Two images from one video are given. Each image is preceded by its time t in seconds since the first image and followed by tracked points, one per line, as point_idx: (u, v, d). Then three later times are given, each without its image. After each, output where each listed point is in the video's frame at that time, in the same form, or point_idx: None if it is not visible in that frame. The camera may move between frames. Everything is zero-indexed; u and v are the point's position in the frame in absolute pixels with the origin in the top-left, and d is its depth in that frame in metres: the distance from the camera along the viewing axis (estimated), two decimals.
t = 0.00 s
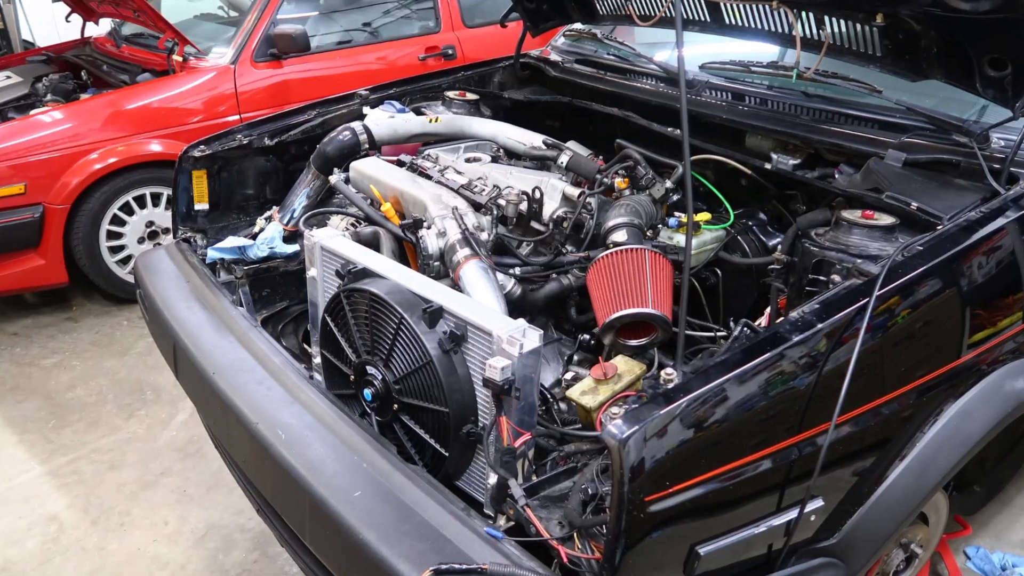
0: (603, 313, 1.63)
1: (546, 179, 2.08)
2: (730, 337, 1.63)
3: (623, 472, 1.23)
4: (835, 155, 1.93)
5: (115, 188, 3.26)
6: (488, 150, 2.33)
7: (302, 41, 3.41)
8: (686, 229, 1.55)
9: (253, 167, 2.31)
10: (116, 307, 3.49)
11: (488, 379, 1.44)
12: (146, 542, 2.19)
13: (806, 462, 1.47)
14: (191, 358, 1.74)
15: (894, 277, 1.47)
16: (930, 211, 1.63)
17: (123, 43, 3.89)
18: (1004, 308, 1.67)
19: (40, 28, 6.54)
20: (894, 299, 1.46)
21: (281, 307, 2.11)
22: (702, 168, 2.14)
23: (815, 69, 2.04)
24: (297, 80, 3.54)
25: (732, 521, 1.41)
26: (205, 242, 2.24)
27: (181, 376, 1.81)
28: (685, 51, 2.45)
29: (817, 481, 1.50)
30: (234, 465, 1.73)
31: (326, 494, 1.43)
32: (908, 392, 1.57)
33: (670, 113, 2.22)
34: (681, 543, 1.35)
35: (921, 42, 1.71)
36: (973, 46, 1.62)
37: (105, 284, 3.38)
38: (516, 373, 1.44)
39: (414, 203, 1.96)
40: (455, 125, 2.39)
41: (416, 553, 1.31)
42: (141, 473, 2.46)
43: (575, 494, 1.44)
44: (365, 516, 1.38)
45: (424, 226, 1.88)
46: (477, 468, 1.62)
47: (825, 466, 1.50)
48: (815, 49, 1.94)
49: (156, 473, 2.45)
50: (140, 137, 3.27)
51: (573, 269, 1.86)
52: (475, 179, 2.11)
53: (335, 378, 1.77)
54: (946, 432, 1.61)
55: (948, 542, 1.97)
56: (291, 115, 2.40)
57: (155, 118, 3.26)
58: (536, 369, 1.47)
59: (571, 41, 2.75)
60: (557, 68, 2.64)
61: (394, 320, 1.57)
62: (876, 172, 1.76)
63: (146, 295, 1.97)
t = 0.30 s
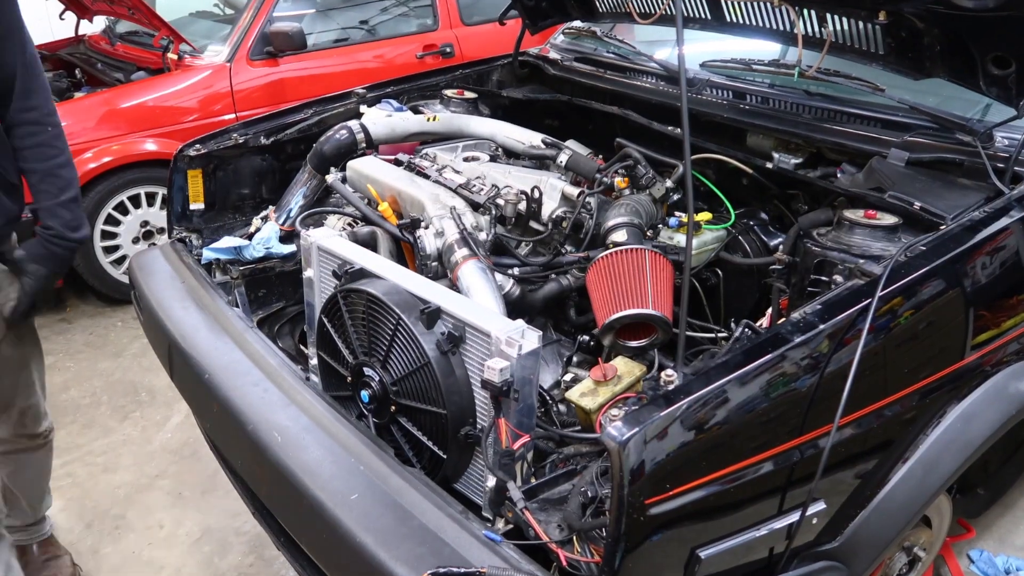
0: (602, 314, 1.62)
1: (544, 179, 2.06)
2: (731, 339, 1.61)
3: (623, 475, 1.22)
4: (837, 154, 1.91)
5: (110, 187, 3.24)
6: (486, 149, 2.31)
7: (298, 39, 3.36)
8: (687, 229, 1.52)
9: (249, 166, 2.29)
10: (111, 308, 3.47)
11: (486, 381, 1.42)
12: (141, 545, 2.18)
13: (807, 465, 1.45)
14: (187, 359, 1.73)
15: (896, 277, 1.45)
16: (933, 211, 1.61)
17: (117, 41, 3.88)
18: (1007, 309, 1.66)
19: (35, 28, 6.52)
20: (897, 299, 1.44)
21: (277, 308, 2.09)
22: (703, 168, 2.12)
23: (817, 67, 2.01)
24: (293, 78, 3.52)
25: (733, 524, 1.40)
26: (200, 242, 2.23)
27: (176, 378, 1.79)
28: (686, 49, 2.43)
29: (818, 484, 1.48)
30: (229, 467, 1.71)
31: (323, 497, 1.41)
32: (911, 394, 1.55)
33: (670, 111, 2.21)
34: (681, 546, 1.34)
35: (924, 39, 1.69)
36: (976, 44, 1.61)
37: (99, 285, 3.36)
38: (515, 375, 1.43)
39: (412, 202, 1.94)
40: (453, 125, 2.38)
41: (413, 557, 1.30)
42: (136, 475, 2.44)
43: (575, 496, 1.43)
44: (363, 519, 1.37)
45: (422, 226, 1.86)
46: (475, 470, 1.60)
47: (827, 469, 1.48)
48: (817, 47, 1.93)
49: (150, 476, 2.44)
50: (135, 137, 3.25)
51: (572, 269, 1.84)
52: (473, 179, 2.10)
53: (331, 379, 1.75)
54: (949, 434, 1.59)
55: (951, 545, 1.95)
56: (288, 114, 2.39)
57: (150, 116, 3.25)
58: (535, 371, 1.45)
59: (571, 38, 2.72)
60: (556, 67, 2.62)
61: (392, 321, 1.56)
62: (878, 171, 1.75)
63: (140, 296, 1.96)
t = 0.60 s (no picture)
0: (601, 315, 1.60)
1: (544, 178, 2.04)
2: (732, 340, 1.59)
3: (623, 477, 1.20)
4: (839, 153, 1.90)
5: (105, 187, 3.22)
6: (485, 148, 2.29)
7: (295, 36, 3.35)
8: (689, 229, 1.50)
9: (244, 165, 2.27)
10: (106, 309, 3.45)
11: (484, 382, 1.41)
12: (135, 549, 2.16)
13: (809, 467, 1.43)
14: (182, 361, 1.71)
15: (899, 278, 1.44)
16: (936, 210, 1.60)
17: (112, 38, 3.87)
18: (1010, 309, 1.64)
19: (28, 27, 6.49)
20: (900, 300, 1.42)
21: (273, 309, 2.07)
22: (703, 167, 2.11)
23: (819, 65, 2.01)
24: (289, 75, 3.49)
25: (734, 527, 1.38)
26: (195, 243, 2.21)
27: (171, 379, 1.78)
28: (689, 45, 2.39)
29: (821, 487, 1.46)
30: (225, 469, 1.70)
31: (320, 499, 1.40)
32: (914, 395, 1.54)
33: (671, 110, 2.20)
34: (682, 550, 1.32)
35: (927, 37, 1.67)
36: (981, 42, 1.59)
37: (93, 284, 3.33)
38: (514, 376, 1.41)
39: (409, 202, 1.92)
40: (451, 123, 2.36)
41: (411, 560, 1.28)
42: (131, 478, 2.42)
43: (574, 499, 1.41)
44: (360, 522, 1.35)
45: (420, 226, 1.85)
46: (473, 473, 1.59)
47: (829, 471, 1.46)
48: (819, 45, 1.91)
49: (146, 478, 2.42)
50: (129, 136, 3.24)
51: (572, 269, 1.82)
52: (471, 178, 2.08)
53: (328, 380, 1.73)
54: (952, 436, 1.58)
55: (954, 548, 1.93)
56: (284, 113, 2.38)
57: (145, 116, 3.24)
58: (534, 372, 1.44)
59: (570, 36, 2.69)
60: (556, 65, 2.60)
61: (389, 321, 1.54)
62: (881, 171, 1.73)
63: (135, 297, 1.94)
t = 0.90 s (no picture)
0: (601, 316, 1.58)
1: (543, 177, 2.02)
2: (733, 341, 1.57)
3: (622, 480, 1.18)
4: (841, 153, 1.88)
5: (99, 187, 3.20)
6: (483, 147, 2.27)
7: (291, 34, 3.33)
8: (690, 229, 1.47)
9: (240, 164, 2.26)
10: (100, 309, 3.43)
11: (483, 384, 1.39)
12: (129, 552, 2.14)
13: (811, 470, 1.41)
14: (177, 363, 1.69)
15: (902, 278, 1.42)
16: (939, 210, 1.58)
17: (106, 37, 3.92)
18: (1014, 310, 1.62)
19: (21, 24, 6.45)
20: (902, 301, 1.40)
21: (269, 309, 2.05)
22: (704, 166, 2.09)
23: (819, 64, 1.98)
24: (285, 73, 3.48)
25: (736, 530, 1.36)
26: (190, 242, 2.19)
27: (166, 380, 1.76)
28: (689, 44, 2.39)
29: (823, 489, 1.45)
30: (220, 472, 1.68)
31: (316, 503, 1.37)
32: (918, 397, 1.52)
33: (671, 109, 2.18)
34: (682, 553, 1.30)
35: (930, 35, 1.65)
36: (985, 40, 1.57)
37: (88, 285, 3.33)
38: (513, 378, 1.39)
39: (407, 202, 1.91)
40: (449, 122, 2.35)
41: (408, 564, 1.26)
42: (125, 480, 2.40)
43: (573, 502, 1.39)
44: (357, 526, 1.33)
45: (418, 226, 1.83)
46: (471, 475, 1.57)
47: (831, 474, 1.44)
48: (821, 43, 1.90)
49: (140, 481, 2.40)
50: (123, 134, 3.23)
51: (571, 270, 1.80)
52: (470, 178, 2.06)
53: (324, 382, 1.71)
54: (956, 438, 1.56)
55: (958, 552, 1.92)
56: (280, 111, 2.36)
57: (140, 115, 3.25)
58: (534, 374, 1.42)
59: (570, 34, 2.67)
60: (554, 63, 2.58)
61: (386, 323, 1.52)
62: (884, 170, 1.71)
63: (130, 298, 1.92)
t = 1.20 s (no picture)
0: (600, 317, 1.57)
1: (541, 176, 2.00)
2: (734, 342, 1.55)
3: (622, 483, 1.17)
4: (844, 151, 1.86)
5: (93, 186, 3.19)
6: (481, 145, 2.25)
7: (288, 32, 3.31)
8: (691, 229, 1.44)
9: (236, 164, 2.24)
10: (94, 310, 3.42)
11: (481, 385, 1.37)
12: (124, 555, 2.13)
13: (813, 472, 1.40)
14: (172, 365, 1.67)
15: (905, 279, 1.40)
16: (942, 209, 1.56)
17: (100, 34, 3.82)
18: (1018, 311, 1.61)
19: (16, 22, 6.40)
20: (905, 302, 1.39)
21: (265, 310, 2.04)
22: (705, 165, 2.08)
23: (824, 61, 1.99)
24: (283, 72, 3.47)
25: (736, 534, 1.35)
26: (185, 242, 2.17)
27: (161, 381, 1.74)
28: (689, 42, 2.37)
29: (825, 492, 1.43)
30: (216, 475, 1.66)
31: (313, 506, 1.36)
32: (921, 399, 1.50)
33: (671, 108, 2.16)
34: (683, 557, 1.28)
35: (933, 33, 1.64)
36: (988, 38, 1.55)
37: (82, 286, 3.32)
38: (511, 379, 1.37)
39: (405, 201, 1.89)
40: (447, 120, 2.33)
41: (405, 568, 1.25)
42: (120, 483, 2.39)
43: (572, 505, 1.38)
44: (353, 529, 1.31)
45: (415, 225, 1.81)
46: (469, 478, 1.55)
47: (832, 477, 1.43)
48: (823, 41, 1.89)
49: (135, 483, 2.39)
50: (118, 133, 3.20)
51: (570, 270, 1.79)
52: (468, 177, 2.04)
53: (321, 384, 1.69)
54: (959, 440, 1.54)
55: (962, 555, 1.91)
56: (277, 110, 2.34)
57: (134, 113, 3.19)
58: (532, 375, 1.40)
59: (569, 32, 2.66)
60: (553, 61, 2.57)
61: (384, 324, 1.50)
62: (887, 169, 1.70)
63: (124, 298, 1.90)
